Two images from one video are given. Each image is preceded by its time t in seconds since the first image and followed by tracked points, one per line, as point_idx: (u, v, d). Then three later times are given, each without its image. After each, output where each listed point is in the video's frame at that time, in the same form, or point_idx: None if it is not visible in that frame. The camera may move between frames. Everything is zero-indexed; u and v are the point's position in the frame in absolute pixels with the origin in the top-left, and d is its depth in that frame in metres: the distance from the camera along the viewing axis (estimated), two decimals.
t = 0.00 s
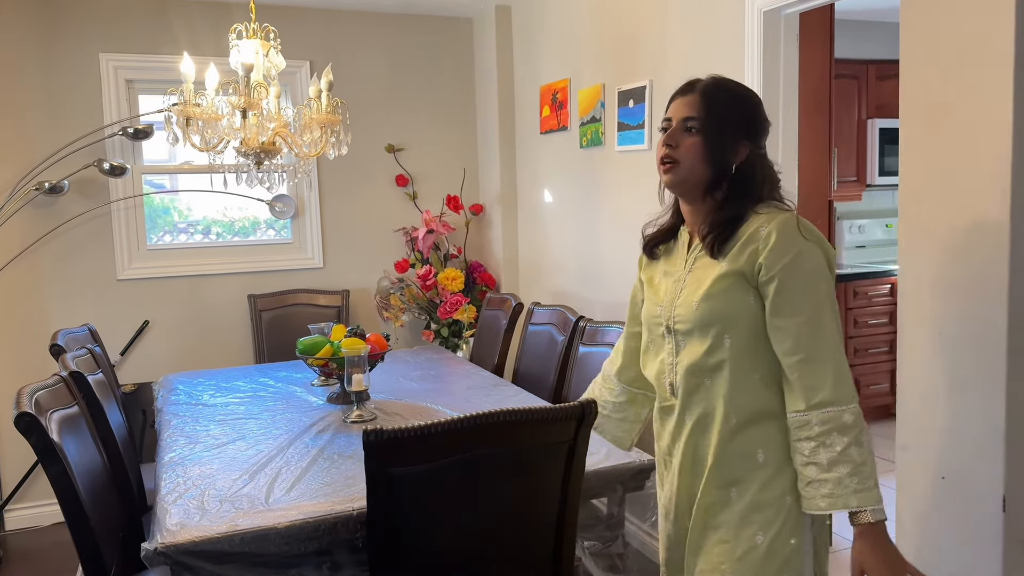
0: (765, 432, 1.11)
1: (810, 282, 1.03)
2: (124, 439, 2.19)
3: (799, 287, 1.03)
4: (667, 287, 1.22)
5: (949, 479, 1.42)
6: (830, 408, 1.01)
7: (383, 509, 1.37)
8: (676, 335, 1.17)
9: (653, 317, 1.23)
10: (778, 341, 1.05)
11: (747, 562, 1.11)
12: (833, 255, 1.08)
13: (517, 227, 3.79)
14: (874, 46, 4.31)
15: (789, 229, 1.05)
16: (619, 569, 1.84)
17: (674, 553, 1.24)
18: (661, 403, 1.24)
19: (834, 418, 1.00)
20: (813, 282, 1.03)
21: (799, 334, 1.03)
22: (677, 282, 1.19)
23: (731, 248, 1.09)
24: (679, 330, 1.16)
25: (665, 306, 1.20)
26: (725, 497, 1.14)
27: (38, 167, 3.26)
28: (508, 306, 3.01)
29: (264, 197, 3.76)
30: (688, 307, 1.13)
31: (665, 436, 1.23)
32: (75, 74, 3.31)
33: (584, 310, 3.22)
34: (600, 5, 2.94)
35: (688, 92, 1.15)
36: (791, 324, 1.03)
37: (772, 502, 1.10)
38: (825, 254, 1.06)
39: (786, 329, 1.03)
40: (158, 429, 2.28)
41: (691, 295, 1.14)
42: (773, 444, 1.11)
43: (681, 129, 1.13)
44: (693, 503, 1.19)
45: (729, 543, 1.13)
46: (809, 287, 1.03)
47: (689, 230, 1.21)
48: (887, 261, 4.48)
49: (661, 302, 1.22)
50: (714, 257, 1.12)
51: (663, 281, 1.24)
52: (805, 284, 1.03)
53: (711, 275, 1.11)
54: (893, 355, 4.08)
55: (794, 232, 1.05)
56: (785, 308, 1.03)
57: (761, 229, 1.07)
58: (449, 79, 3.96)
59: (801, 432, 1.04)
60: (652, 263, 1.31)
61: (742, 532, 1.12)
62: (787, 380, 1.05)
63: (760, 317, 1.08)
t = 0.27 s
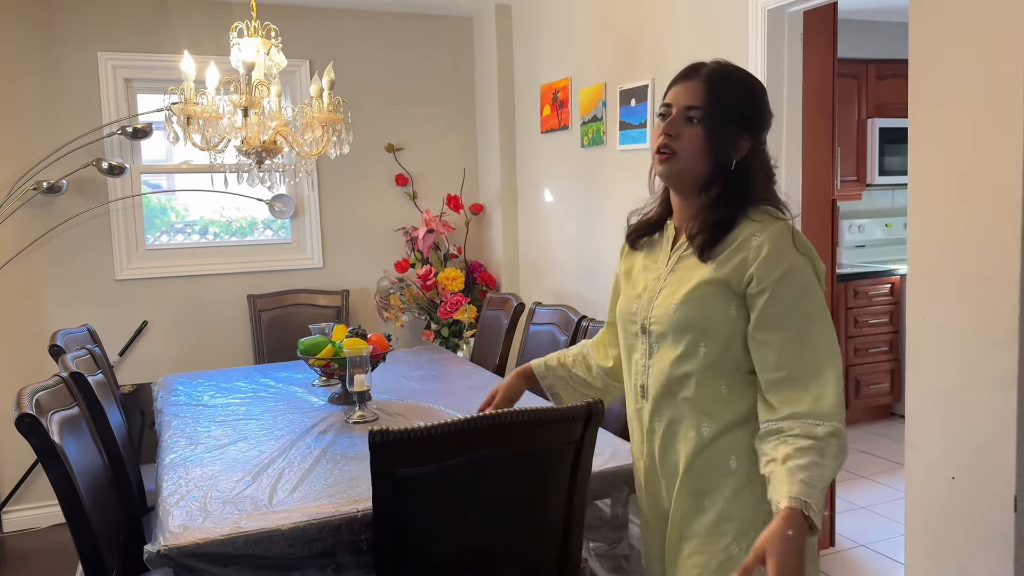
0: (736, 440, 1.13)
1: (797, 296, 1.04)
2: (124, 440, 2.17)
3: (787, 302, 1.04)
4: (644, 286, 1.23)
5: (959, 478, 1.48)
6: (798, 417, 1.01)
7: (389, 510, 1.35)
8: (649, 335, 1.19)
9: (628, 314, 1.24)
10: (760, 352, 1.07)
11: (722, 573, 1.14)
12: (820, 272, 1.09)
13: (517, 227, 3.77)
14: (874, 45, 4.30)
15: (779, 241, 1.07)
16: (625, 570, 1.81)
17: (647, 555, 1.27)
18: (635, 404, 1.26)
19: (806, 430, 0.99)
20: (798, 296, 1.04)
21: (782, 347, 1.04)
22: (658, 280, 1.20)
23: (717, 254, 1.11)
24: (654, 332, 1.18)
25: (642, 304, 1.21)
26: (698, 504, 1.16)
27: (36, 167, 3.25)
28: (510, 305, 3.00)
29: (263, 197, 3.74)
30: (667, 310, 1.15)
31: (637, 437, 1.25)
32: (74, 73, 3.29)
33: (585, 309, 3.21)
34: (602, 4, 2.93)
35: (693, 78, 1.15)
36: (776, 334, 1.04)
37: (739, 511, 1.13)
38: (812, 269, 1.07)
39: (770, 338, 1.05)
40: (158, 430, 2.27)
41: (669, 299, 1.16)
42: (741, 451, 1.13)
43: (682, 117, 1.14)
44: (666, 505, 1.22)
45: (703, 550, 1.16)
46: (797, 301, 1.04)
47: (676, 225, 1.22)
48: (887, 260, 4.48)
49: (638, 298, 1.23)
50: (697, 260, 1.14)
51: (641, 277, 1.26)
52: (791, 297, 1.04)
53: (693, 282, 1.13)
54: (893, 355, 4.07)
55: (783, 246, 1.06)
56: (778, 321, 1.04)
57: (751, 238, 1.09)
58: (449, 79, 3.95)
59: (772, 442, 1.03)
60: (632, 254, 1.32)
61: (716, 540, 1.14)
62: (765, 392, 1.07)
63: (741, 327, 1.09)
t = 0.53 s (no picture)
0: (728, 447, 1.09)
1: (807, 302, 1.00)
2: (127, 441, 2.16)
3: (796, 308, 1.00)
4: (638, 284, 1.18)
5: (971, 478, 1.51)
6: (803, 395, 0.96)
7: (396, 511, 1.34)
8: (644, 337, 1.14)
9: (620, 313, 1.19)
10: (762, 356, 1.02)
11: None
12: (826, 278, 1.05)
13: (519, 227, 3.77)
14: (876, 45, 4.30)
15: (793, 242, 1.03)
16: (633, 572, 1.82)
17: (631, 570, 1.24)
18: (622, 406, 1.22)
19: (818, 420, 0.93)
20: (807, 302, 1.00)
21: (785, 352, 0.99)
22: (655, 279, 1.16)
23: (726, 253, 1.07)
24: (649, 333, 1.13)
25: (638, 304, 1.16)
26: (689, 517, 1.12)
27: (37, 168, 3.23)
28: (513, 306, 2.99)
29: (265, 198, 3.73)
30: (666, 311, 1.10)
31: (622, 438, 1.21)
32: (75, 73, 3.28)
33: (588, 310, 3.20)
34: (606, 3, 2.92)
35: (699, 68, 1.11)
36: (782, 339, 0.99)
37: (725, 519, 1.10)
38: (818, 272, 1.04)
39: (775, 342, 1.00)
40: (160, 431, 2.26)
41: (668, 300, 1.11)
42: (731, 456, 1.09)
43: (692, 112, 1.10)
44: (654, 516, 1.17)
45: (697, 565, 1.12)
46: (811, 305, 1.00)
47: (678, 223, 1.18)
48: (890, 261, 4.47)
49: (632, 297, 1.18)
50: (704, 259, 1.10)
51: (635, 274, 1.21)
52: (796, 303, 1.00)
53: (694, 282, 1.08)
54: (896, 356, 4.06)
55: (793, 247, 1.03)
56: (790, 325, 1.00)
57: (762, 238, 1.05)
58: (451, 79, 3.94)
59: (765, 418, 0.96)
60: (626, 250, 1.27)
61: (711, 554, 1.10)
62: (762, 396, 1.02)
63: (743, 331, 1.05)
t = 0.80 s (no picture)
0: (743, 466, 1.04)
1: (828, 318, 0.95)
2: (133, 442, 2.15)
3: (819, 326, 0.95)
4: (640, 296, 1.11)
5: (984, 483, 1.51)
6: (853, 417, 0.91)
7: (407, 516, 1.32)
8: (649, 352, 1.07)
9: (621, 325, 1.12)
10: (787, 377, 0.97)
11: None
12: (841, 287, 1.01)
13: (525, 229, 3.76)
14: (883, 47, 4.28)
15: (807, 254, 0.97)
16: None
17: None
18: (622, 423, 1.15)
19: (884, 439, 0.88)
20: (826, 316, 0.95)
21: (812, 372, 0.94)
22: (659, 291, 1.09)
23: (736, 267, 1.01)
24: (655, 349, 1.06)
25: (640, 316, 1.09)
26: (701, 537, 1.06)
27: (43, 167, 3.23)
28: (518, 307, 2.98)
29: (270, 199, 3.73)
30: (673, 328, 1.03)
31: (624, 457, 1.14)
32: (81, 73, 3.28)
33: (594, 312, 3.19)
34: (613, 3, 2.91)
35: (687, 71, 1.05)
36: (804, 360, 0.95)
37: (747, 539, 1.04)
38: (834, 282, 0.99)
39: (800, 362, 0.95)
40: (166, 432, 2.25)
41: (675, 314, 1.04)
42: (751, 476, 1.04)
43: (683, 116, 1.04)
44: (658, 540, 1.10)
45: None
46: (830, 320, 0.95)
47: (680, 232, 1.12)
48: (896, 263, 4.46)
49: (634, 308, 1.11)
50: (710, 271, 1.04)
51: (635, 285, 1.14)
52: (818, 320, 0.95)
53: (703, 297, 1.01)
54: (902, 359, 4.05)
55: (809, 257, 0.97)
56: (812, 344, 0.95)
57: (773, 250, 0.99)
58: (457, 80, 3.93)
59: (831, 440, 0.89)
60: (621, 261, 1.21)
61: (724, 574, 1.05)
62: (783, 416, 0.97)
63: (759, 348, 1.00)
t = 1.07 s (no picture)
0: (757, 473, 1.02)
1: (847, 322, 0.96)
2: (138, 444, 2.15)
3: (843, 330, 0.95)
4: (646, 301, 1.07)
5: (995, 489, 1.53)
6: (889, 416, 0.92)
7: (412, 522, 1.31)
8: (660, 361, 1.03)
9: (627, 333, 1.07)
10: (813, 386, 0.96)
11: None
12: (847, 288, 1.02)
13: (531, 232, 3.75)
14: (893, 50, 4.26)
15: (823, 261, 0.97)
16: None
17: None
18: (625, 435, 1.10)
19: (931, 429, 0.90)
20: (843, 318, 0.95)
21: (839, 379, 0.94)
22: (666, 297, 1.05)
23: (751, 275, 0.98)
24: (667, 358, 1.02)
25: (647, 324, 1.05)
26: (711, 550, 1.02)
27: (51, 169, 3.24)
28: (524, 310, 2.97)
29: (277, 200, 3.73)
30: (688, 336, 0.99)
31: (627, 470, 1.09)
32: (89, 75, 3.29)
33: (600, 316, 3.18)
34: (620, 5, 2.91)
35: (680, 77, 1.02)
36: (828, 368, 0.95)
37: (759, 549, 1.01)
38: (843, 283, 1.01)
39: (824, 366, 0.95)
40: (172, 434, 2.25)
41: (688, 322, 1.00)
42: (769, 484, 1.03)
43: (683, 123, 1.01)
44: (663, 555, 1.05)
45: None
46: (847, 324, 0.95)
47: (683, 238, 1.09)
48: (904, 267, 4.44)
49: (640, 316, 1.07)
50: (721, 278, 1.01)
51: (638, 291, 1.09)
52: (839, 323, 0.95)
53: (720, 304, 0.98)
54: (911, 363, 4.02)
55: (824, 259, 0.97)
56: (833, 350, 0.95)
57: (787, 255, 0.98)
58: (464, 82, 3.93)
59: (885, 439, 0.89)
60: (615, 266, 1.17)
61: None
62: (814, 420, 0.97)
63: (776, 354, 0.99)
